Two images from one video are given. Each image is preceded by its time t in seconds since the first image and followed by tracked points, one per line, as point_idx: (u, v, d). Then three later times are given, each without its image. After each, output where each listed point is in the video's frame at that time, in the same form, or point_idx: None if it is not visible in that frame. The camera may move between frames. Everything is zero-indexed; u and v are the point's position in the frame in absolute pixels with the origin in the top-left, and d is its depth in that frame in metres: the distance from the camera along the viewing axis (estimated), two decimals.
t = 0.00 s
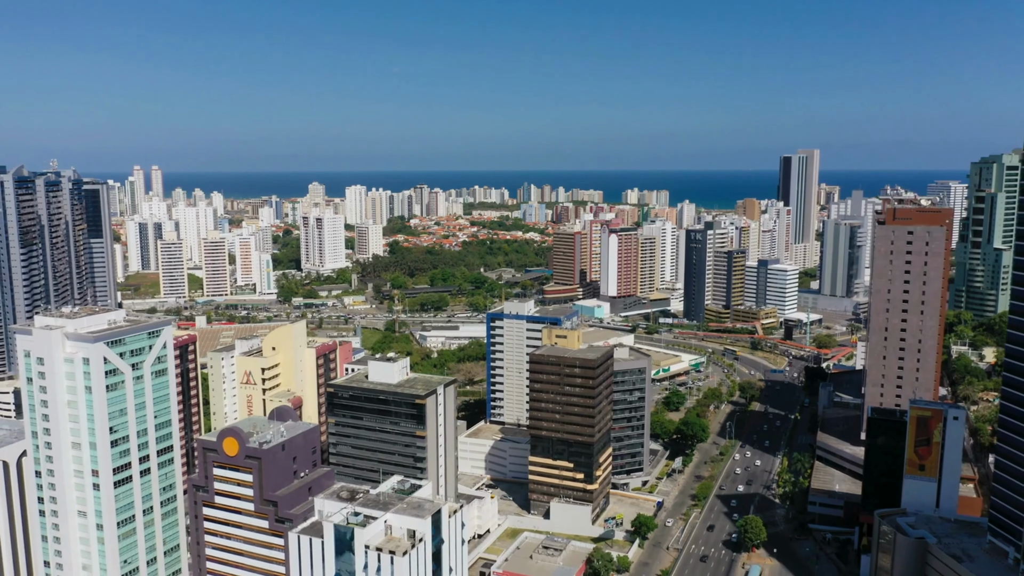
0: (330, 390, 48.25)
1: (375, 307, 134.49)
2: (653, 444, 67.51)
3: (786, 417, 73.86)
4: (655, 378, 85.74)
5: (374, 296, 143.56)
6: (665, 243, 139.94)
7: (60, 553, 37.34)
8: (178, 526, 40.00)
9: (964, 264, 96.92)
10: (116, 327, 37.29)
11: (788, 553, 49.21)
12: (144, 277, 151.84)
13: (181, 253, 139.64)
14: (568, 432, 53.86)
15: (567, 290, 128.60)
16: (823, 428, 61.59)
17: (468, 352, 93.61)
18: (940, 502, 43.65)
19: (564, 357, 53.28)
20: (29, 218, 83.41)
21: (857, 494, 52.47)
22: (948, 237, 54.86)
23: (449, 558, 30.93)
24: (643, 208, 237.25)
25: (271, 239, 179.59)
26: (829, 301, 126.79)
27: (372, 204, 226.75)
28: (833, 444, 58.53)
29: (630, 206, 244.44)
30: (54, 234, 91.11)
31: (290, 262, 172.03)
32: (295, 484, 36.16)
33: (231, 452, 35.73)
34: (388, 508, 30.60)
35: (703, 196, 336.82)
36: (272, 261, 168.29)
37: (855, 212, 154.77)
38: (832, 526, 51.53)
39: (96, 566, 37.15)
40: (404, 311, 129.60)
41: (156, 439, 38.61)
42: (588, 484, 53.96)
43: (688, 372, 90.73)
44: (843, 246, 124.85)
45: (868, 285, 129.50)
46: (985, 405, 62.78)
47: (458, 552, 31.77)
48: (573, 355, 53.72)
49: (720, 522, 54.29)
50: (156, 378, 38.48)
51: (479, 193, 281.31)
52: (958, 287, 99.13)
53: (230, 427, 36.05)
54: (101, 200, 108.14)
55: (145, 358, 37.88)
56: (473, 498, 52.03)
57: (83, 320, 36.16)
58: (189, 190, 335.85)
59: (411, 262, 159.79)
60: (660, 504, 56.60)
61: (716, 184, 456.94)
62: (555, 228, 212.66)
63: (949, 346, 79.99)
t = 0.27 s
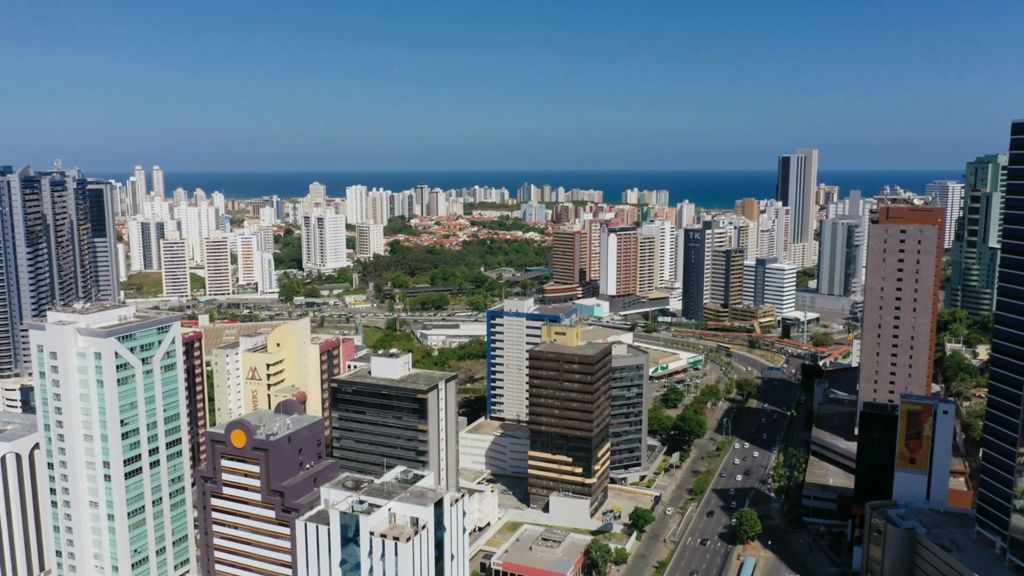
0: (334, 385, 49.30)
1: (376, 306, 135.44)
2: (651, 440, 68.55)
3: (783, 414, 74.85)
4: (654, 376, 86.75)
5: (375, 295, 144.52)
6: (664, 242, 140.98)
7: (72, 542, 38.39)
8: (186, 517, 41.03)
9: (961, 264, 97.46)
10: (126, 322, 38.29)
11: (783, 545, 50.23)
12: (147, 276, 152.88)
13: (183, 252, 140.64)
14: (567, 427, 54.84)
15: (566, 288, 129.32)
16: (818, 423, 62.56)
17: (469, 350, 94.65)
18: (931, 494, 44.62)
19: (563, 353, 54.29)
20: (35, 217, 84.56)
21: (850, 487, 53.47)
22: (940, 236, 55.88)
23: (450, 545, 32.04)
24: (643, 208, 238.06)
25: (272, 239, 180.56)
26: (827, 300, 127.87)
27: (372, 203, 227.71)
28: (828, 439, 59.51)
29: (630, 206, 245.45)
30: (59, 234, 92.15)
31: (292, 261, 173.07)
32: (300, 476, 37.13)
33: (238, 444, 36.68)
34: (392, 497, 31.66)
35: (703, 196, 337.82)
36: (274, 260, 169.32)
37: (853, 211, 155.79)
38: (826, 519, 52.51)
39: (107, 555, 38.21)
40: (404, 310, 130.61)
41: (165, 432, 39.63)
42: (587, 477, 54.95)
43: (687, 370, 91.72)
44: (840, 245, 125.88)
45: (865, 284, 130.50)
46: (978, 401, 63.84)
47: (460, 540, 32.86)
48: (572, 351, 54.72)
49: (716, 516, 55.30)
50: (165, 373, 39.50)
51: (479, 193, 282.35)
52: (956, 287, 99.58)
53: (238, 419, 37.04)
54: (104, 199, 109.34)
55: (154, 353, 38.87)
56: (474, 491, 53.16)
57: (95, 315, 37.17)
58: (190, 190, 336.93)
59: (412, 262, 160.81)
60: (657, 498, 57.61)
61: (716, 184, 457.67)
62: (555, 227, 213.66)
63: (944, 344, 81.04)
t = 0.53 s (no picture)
0: (337, 380, 50.44)
1: (377, 305, 136.59)
2: (649, 436, 69.72)
3: (779, 410, 75.97)
4: (652, 373, 87.92)
5: (376, 294, 145.65)
6: (662, 242, 142.12)
7: (85, 531, 39.56)
8: (194, 508, 42.18)
9: (956, 262, 98.57)
10: (137, 318, 39.37)
11: (777, 537, 51.39)
12: (149, 275, 154.03)
13: (186, 252, 141.74)
14: (566, 422, 55.95)
15: (566, 288, 128.85)
16: (813, 419, 63.67)
17: (469, 348, 95.78)
18: (920, 486, 45.73)
19: (562, 350, 55.38)
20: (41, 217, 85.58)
21: (843, 481, 54.57)
22: (931, 234, 57.01)
23: (452, 531, 33.16)
24: (642, 208, 239.02)
25: (274, 238, 181.67)
26: (824, 298, 129.18)
27: (373, 203, 228.80)
28: (822, 434, 60.64)
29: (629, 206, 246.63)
30: (64, 233, 93.22)
31: (293, 261, 174.21)
32: (306, 467, 38.22)
33: (246, 436, 37.78)
34: (395, 486, 32.76)
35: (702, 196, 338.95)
36: (275, 259, 170.47)
37: (850, 211, 156.94)
38: (819, 512, 53.64)
39: (118, 544, 39.38)
40: (405, 308, 131.78)
41: (174, 425, 40.73)
42: (585, 471, 56.06)
43: (685, 368, 92.88)
44: (838, 245, 127.01)
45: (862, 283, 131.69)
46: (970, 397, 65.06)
47: (461, 527, 33.98)
48: (571, 348, 55.82)
49: (712, 509, 56.41)
50: (174, 367, 40.58)
51: (479, 193, 283.46)
52: (951, 284, 100.84)
53: (245, 412, 38.13)
54: (107, 199, 110.83)
55: (164, 348, 39.94)
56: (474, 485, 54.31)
57: (107, 311, 38.26)
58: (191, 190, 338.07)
59: (413, 261, 161.95)
60: (654, 492, 58.73)
61: (716, 184, 458.66)
62: (554, 227, 214.83)
63: (938, 342, 82.24)
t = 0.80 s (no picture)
0: (341, 375, 51.57)
1: (378, 304, 137.77)
2: (647, 431, 70.82)
3: (775, 407, 77.09)
4: (650, 371, 89.04)
5: (376, 293, 146.86)
6: (661, 241, 143.26)
7: (95, 521, 40.71)
8: (201, 500, 43.31)
9: (951, 261, 99.17)
10: (146, 314, 40.45)
11: (770, 529, 52.51)
12: (152, 275, 155.12)
13: (188, 251, 142.81)
14: (564, 417, 57.03)
15: (566, 287, 128.92)
16: (808, 414, 64.72)
17: (469, 346, 96.88)
18: (910, 479, 46.83)
19: (560, 346, 56.49)
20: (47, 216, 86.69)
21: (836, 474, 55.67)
22: (923, 233, 58.09)
23: (453, 519, 34.32)
24: (641, 208, 240.19)
25: (275, 238, 182.86)
26: (821, 298, 130.38)
27: (374, 203, 230.00)
28: (816, 429, 61.70)
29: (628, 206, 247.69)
30: (70, 232, 94.30)
31: (294, 261, 175.30)
32: (311, 458, 39.20)
33: (253, 428, 38.90)
34: (398, 475, 33.97)
35: (701, 196, 340.01)
36: (277, 259, 171.60)
37: (848, 211, 158.00)
38: (812, 504, 54.72)
39: (128, 534, 40.50)
40: (406, 307, 132.91)
41: (183, 418, 41.84)
42: (583, 465, 57.14)
43: (682, 365, 93.96)
44: (835, 244, 128.08)
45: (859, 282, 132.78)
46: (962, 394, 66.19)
47: (462, 516, 35.15)
48: (569, 344, 56.92)
49: (707, 502, 57.52)
50: (183, 362, 41.65)
51: (479, 193, 284.53)
52: (947, 282, 101.63)
53: (252, 405, 39.25)
54: (111, 199, 111.60)
55: (172, 343, 41.00)
56: (475, 478, 55.38)
57: (117, 307, 39.34)
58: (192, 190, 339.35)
59: (413, 261, 163.01)
60: (651, 487, 59.80)
61: (716, 184, 459.83)
62: (554, 227, 215.94)
63: (932, 340, 83.30)
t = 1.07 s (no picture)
0: (344, 370, 52.68)
1: (379, 303, 138.88)
2: (644, 427, 71.92)
3: (771, 403, 78.20)
4: (648, 368, 90.11)
5: (377, 292, 148.01)
6: (660, 241, 144.31)
7: (106, 512, 41.81)
8: (209, 491, 44.41)
9: (946, 260, 100.23)
10: (155, 310, 41.54)
11: (765, 521, 53.61)
12: (154, 274, 156.19)
13: (190, 251, 143.90)
14: (563, 412, 58.15)
15: (565, 286, 129.96)
16: (803, 410, 65.81)
17: (470, 344, 97.96)
18: (901, 472, 47.91)
19: (559, 342, 57.58)
20: (53, 216, 87.79)
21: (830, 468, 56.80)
22: (915, 231, 59.16)
23: (455, 508, 35.42)
24: (641, 208, 241.31)
25: (277, 238, 183.99)
26: (819, 296, 131.44)
27: (374, 203, 231.12)
28: (811, 424, 62.78)
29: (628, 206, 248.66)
30: (75, 232, 95.38)
31: (296, 260, 176.33)
32: (317, 450, 40.30)
33: (259, 421, 39.98)
34: (401, 465, 35.11)
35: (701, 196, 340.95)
36: (278, 259, 172.64)
37: (846, 210, 159.03)
38: (806, 498, 55.80)
39: (138, 524, 41.60)
40: (407, 306, 133.99)
41: (191, 412, 42.94)
42: (582, 460, 58.25)
43: (681, 363, 95.01)
44: (832, 243, 129.09)
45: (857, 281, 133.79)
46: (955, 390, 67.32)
47: (463, 506, 36.25)
48: (568, 341, 58.01)
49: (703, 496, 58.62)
50: (191, 357, 42.74)
51: (479, 193, 285.61)
52: (942, 280, 102.70)
53: (259, 399, 40.32)
54: (115, 199, 112.69)
55: (181, 339, 42.08)
56: (475, 472, 56.45)
57: (127, 303, 40.42)
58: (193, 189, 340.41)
59: (414, 260, 164.02)
60: (649, 481, 60.89)
61: (715, 184, 460.96)
62: (554, 227, 216.95)
63: (926, 337, 84.41)
